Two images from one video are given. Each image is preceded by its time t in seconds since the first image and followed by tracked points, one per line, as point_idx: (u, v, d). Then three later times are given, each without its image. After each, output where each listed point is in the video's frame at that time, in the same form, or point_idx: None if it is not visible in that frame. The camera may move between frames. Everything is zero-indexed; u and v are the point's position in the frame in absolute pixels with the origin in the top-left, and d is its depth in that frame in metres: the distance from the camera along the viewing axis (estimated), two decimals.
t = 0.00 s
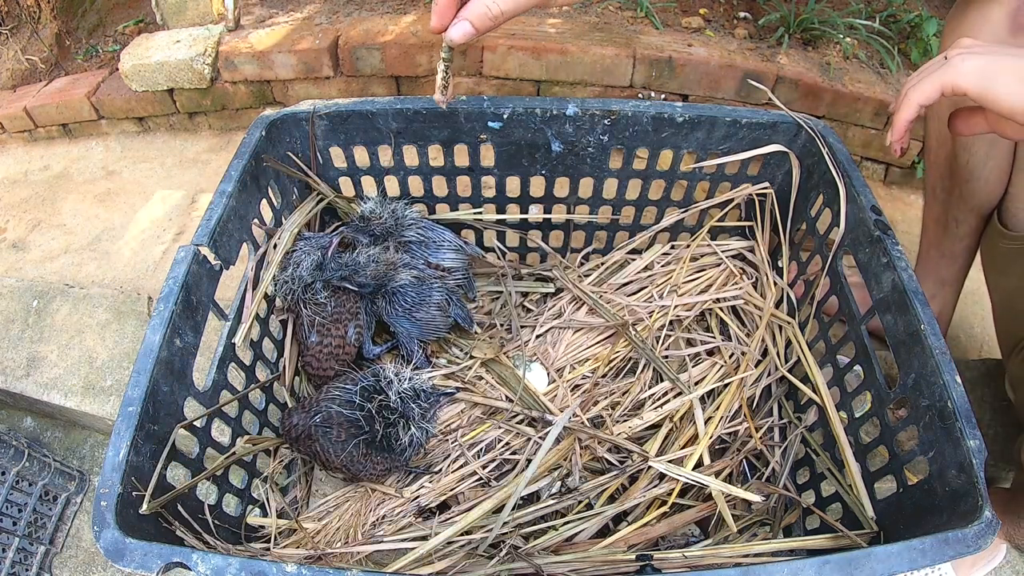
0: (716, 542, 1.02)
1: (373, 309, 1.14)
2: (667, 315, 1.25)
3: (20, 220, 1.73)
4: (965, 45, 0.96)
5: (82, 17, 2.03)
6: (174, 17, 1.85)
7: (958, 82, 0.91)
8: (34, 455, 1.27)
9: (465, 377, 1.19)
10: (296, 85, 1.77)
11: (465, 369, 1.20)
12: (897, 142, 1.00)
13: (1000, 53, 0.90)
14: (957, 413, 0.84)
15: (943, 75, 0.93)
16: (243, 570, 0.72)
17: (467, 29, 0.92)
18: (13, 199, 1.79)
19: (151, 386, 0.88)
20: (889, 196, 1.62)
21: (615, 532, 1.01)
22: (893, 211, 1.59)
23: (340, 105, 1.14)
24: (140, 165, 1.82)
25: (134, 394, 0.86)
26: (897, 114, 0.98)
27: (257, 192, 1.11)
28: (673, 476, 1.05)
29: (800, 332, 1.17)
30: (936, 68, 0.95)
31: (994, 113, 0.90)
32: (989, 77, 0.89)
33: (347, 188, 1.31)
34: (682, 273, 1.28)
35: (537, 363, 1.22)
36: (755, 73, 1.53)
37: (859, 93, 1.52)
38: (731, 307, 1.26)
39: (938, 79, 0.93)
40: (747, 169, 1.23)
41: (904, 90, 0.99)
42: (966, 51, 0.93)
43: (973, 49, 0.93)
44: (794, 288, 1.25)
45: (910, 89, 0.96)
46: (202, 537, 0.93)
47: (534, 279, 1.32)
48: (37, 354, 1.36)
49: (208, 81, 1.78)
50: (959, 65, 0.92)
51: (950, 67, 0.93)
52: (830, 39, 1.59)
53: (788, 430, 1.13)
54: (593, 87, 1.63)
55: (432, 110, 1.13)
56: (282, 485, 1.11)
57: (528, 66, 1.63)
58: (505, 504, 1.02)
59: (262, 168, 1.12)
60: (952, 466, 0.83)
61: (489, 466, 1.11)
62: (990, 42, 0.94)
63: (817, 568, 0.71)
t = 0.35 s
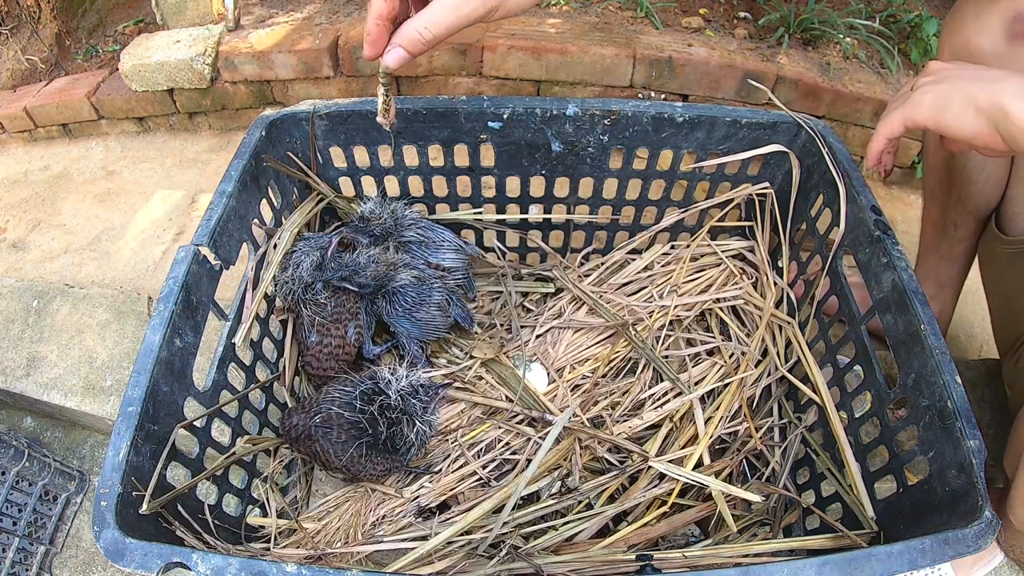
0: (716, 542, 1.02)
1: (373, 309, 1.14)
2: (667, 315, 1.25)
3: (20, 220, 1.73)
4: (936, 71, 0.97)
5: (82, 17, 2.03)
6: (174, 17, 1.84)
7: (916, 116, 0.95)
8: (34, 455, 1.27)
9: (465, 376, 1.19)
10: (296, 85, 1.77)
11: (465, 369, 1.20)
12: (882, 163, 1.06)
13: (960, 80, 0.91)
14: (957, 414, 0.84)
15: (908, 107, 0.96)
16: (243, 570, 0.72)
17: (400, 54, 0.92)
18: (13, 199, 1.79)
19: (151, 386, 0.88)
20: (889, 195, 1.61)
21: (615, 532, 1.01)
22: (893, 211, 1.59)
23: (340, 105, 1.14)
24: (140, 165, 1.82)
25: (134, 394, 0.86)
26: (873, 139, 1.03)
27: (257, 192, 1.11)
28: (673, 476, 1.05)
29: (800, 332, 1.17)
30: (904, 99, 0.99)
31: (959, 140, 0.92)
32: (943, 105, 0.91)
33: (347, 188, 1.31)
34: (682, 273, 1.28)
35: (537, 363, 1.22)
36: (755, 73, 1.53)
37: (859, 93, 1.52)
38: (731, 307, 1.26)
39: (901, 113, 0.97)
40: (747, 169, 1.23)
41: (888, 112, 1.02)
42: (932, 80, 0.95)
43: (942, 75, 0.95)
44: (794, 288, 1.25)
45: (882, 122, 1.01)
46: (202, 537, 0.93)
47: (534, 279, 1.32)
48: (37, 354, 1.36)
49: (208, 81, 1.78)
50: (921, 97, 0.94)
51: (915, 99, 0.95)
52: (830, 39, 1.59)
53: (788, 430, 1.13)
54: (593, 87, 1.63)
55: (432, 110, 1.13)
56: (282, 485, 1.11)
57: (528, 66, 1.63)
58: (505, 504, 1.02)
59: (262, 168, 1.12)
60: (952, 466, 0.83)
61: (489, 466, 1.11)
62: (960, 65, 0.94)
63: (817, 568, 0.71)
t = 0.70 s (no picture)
0: (716, 542, 1.02)
1: (373, 309, 1.14)
2: (667, 315, 1.25)
3: (20, 220, 1.73)
4: (979, 93, 0.94)
5: (82, 17, 2.04)
6: (174, 17, 1.84)
7: (963, 139, 0.91)
8: (34, 455, 1.27)
9: (465, 376, 1.19)
10: (296, 85, 1.77)
11: (465, 369, 1.20)
12: (917, 189, 1.02)
13: (1009, 101, 0.88)
14: (957, 414, 0.84)
15: (953, 132, 0.92)
16: (243, 570, 0.72)
17: (369, 100, 0.92)
18: (13, 199, 1.79)
19: (151, 386, 0.88)
20: (889, 195, 1.61)
21: (615, 532, 1.01)
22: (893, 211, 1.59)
23: (340, 106, 1.14)
24: (140, 165, 1.82)
25: (134, 394, 0.86)
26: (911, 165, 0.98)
27: (257, 192, 1.11)
28: (673, 476, 1.05)
29: (800, 332, 1.18)
30: (949, 123, 0.95)
31: (1004, 160, 0.89)
32: (992, 128, 0.88)
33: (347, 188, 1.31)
34: (682, 273, 1.28)
35: (537, 363, 1.22)
36: (755, 73, 1.53)
37: (859, 93, 1.52)
38: (731, 307, 1.26)
39: (946, 136, 0.93)
40: (747, 169, 1.23)
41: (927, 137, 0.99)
42: (976, 102, 0.92)
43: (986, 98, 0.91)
44: (793, 288, 1.25)
45: (923, 146, 0.96)
46: (202, 537, 0.93)
47: (533, 279, 1.32)
48: (37, 354, 1.36)
49: (208, 81, 1.78)
50: (966, 121, 0.91)
51: (959, 123, 0.91)
52: (830, 39, 1.59)
53: (788, 430, 1.13)
54: (593, 87, 1.63)
55: (432, 110, 1.13)
56: (282, 485, 1.11)
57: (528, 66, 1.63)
58: (505, 504, 1.02)
59: (262, 168, 1.12)
60: (952, 466, 0.83)
61: (489, 466, 1.11)
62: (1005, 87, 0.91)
63: (816, 568, 0.71)
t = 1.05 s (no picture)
0: (716, 542, 1.02)
1: (373, 309, 1.14)
2: (667, 315, 1.25)
3: (20, 220, 1.73)
4: (994, 119, 0.95)
5: (82, 17, 2.04)
6: (174, 17, 1.84)
7: (984, 164, 0.91)
8: (33, 455, 1.27)
9: (465, 376, 1.19)
10: (296, 85, 1.78)
11: (465, 369, 1.20)
12: (931, 221, 1.01)
13: None
14: (957, 414, 0.84)
15: (974, 159, 0.92)
16: (243, 570, 0.72)
17: (349, 116, 0.95)
18: (13, 199, 1.79)
19: (152, 386, 0.88)
20: (889, 195, 1.61)
21: (615, 532, 1.01)
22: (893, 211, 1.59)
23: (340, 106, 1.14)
24: (140, 165, 1.82)
25: (134, 394, 0.86)
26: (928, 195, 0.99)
27: (257, 192, 1.11)
28: (673, 476, 1.05)
29: (800, 332, 1.17)
30: (966, 149, 0.95)
31: None
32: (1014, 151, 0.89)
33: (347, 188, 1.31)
34: (682, 273, 1.28)
35: (537, 363, 1.22)
36: (755, 73, 1.53)
37: (859, 93, 1.52)
38: (731, 307, 1.26)
39: (965, 164, 0.93)
40: (747, 169, 1.23)
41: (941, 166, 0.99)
42: (996, 128, 0.92)
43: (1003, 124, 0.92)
44: (793, 288, 1.25)
45: (940, 174, 0.96)
46: (202, 537, 0.93)
47: (534, 279, 1.32)
48: (37, 354, 1.36)
49: (208, 81, 1.78)
50: (985, 147, 0.91)
51: (978, 150, 0.92)
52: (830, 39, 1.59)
53: (788, 430, 1.13)
54: (593, 87, 1.63)
55: (432, 110, 1.13)
56: (282, 485, 1.11)
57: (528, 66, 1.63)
58: (505, 504, 1.02)
59: (262, 168, 1.12)
60: (952, 466, 0.83)
61: (489, 466, 1.11)
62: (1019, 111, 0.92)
63: (816, 568, 0.71)
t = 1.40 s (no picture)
0: (716, 542, 1.02)
1: (373, 310, 1.14)
2: (667, 315, 1.25)
3: (20, 220, 1.73)
4: (998, 123, 0.94)
5: (82, 17, 2.04)
6: (174, 17, 1.84)
7: (986, 169, 0.91)
8: (33, 454, 1.27)
9: (465, 376, 1.19)
10: (296, 85, 1.78)
11: (465, 369, 1.20)
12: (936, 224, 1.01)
13: None
14: (957, 414, 0.84)
15: (976, 163, 0.92)
16: (243, 570, 0.72)
17: (339, 128, 0.99)
18: (13, 199, 1.79)
19: (152, 386, 0.88)
20: (889, 195, 1.61)
21: (616, 532, 1.01)
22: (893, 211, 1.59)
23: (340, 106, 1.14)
24: (140, 165, 1.82)
25: (134, 394, 0.86)
26: (932, 199, 0.99)
27: (257, 192, 1.11)
28: (673, 476, 1.05)
29: (800, 332, 1.18)
30: (970, 154, 0.95)
31: None
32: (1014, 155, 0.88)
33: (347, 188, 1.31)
34: (682, 273, 1.28)
35: (537, 363, 1.22)
36: (755, 73, 1.53)
37: (859, 93, 1.52)
38: (731, 307, 1.26)
39: (968, 167, 0.93)
40: (747, 169, 1.23)
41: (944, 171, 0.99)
42: (997, 132, 0.92)
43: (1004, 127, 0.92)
44: (793, 288, 1.25)
45: (943, 178, 0.96)
46: (202, 537, 0.93)
47: (534, 279, 1.32)
48: (37, 354, 1.36)
49: (208, 81, 1.78)
50: (987, 150, 0.91)
51: (980, 154, 0.92)
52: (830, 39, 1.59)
53: (788, 430, 1.13)
54: (593, 87, 1.63)
55: (432, 110, 1.13)
56: (282, 485, 1.11)
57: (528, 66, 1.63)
58: (505, 504, 1.02)
59: (262, 168, 1.12)
60: (952, 466, 0.83)
61: (489, 466, 1.11)
62: (1023, 115, 0.92)
63: (816, 568, 0.71)
